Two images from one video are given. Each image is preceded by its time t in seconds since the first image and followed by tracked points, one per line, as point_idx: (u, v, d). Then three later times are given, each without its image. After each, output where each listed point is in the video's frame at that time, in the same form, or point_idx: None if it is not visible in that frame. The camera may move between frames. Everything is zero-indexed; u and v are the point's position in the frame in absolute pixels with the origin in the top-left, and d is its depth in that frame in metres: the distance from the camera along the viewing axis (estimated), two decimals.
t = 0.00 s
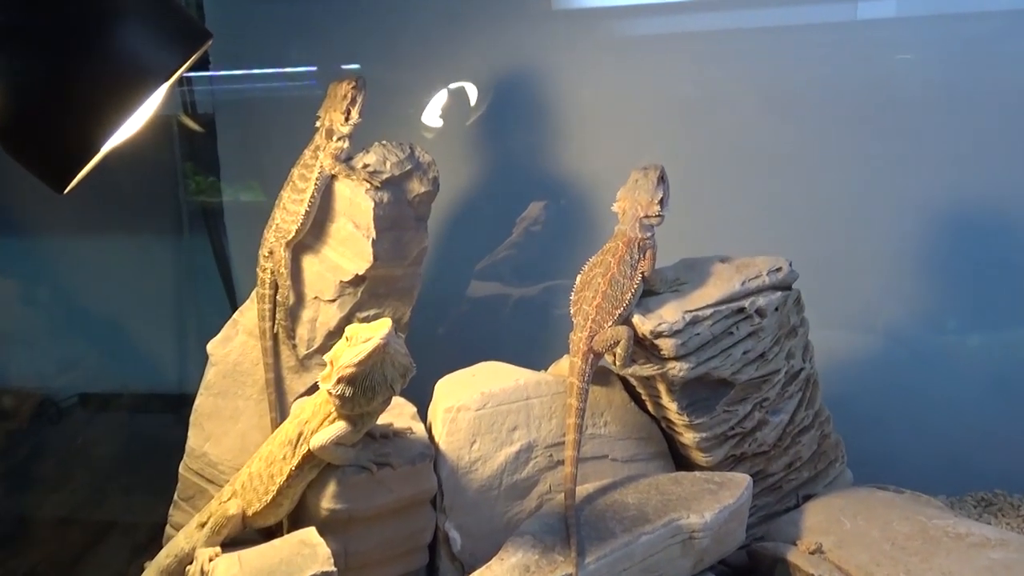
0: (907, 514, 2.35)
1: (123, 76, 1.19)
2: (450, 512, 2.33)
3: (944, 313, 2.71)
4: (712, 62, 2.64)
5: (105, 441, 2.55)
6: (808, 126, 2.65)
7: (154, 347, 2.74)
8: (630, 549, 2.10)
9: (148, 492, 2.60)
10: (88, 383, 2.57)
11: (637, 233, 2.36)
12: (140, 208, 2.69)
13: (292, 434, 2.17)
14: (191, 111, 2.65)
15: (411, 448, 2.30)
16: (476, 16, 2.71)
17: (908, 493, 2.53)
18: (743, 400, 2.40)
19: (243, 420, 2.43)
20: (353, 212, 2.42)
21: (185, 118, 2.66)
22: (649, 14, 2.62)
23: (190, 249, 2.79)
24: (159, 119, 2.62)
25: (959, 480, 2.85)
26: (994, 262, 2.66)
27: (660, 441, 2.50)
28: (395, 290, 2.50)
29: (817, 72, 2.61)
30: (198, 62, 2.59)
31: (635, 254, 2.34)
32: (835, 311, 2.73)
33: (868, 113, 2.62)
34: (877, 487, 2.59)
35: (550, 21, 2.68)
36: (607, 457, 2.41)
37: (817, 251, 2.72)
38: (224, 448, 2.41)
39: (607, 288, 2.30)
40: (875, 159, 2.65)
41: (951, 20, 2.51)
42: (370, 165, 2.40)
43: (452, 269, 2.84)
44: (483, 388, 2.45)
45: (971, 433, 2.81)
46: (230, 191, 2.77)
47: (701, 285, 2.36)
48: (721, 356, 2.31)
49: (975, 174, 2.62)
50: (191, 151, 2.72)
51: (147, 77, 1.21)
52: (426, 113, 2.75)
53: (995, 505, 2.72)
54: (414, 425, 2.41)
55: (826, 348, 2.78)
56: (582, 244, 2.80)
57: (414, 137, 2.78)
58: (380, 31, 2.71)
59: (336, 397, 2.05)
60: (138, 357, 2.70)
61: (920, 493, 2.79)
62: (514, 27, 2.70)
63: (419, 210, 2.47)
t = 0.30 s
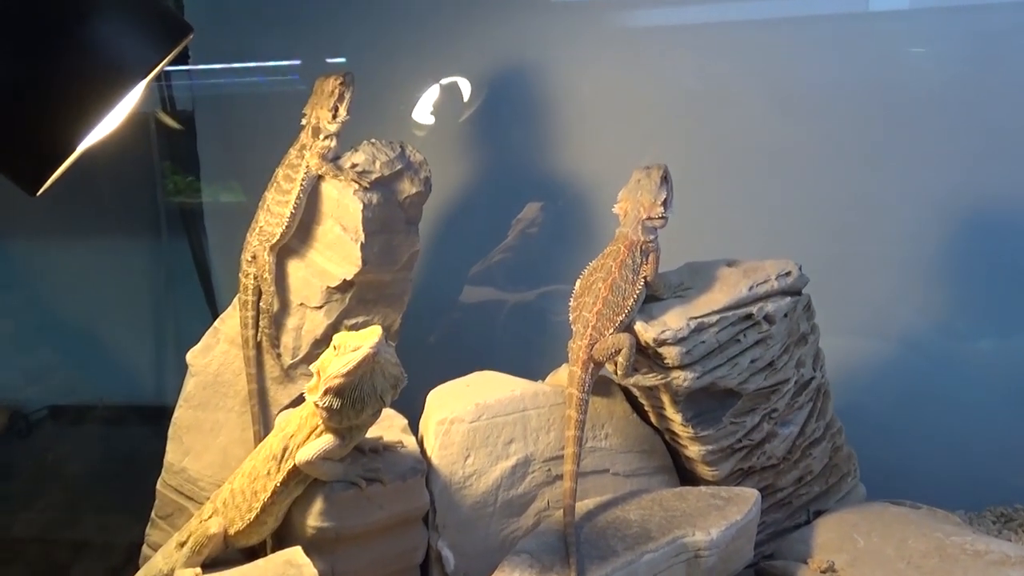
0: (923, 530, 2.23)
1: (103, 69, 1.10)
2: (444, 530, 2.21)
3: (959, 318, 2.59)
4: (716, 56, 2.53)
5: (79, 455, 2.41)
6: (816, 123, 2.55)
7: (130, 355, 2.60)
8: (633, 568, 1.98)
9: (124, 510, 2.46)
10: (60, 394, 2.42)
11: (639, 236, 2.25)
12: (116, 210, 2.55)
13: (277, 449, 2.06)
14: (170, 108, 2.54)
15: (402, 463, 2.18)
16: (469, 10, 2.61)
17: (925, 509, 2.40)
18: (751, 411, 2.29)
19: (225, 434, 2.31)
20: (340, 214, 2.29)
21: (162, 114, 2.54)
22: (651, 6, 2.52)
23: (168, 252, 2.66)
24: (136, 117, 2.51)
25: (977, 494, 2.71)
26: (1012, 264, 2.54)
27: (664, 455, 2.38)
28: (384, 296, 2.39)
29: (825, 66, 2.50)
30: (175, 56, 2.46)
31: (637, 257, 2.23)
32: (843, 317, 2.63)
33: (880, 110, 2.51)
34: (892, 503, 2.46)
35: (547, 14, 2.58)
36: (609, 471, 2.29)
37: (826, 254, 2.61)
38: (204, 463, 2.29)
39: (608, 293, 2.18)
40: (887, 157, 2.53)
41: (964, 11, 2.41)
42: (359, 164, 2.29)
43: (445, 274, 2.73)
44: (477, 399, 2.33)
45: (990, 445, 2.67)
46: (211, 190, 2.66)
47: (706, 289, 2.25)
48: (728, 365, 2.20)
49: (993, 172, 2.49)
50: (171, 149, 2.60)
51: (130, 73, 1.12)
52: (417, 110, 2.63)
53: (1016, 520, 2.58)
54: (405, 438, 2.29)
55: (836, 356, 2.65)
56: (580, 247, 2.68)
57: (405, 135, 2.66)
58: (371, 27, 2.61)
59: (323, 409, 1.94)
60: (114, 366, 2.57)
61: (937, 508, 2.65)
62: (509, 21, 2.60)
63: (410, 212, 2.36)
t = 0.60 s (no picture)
0: (942, 548, 2.11)
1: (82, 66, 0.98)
2: (437, 549, 2.08)
3: (976, 324, 2.48)
4: (721, 49, 2.42)
5: (52, 471, 2.28)
6: (826, 120, 2.43)
7: (107, 365, 2.48)
8: None
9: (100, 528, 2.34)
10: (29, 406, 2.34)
11: (642, 239, 2.13)
12: (93, 212, 2.43)
13: (261, 464, 1.94)
14: (146, 104, 2.41)
15: (393, 478, 2.05)
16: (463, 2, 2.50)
17: (943, 524, 2.29)
18: (760, 423, 2.17)
19: (205, 449, 2.18)
20: (327, 216, 2.18)
21: (138, 111, 2.40)
22: None
23: (145, 258, 2.52)
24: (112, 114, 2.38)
25: (995, 509, 2.60)
26: None
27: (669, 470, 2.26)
28: (374, 302, 2.28)
29: (835, 60, 2.40)
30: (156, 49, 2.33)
31: (640, 262, 2.11)
32: (855, 323, 2.51)
33: (893, 105, 2.40)
34: (908, 518, 2.35)
35: (545, 5, 2.48)
36: (610, 487, 2.17)
37: (837, 257, 2.49)
38: (183, 480, 2.16)
39: (609, 300, 2.07)
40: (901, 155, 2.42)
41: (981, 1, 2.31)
42: (347, 164, 2.18)
43: (438, 279, 2.61)
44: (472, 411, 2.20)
45: (1008, 457, 2.56)
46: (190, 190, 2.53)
47: (713, 295, 2.13)
48: (736, 374, 2.09)
49: (1011, 170, 2.38)
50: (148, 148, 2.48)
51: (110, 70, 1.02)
52: (408, 107, 2.51)
53: None
54: (395, 452, 2.16)
55: (847, 364, 2.54)
56: (580, 250, 2.57)
57: (395, 134, 2.54)
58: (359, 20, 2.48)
59: (309, 423, 1.82)
60: (90, 377, 2.45)
61: (954, 523, 2.53)
62: (505, 14, 2.49)
63: (401, 214, 2.25)
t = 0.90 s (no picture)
0: (962, 562, 2.01)
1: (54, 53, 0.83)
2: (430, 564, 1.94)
3: (994, 326, 2.37)
4: (729, 36, 2.31)
5: (23, 482, 2.17)
6: (839, 111, 2.32)
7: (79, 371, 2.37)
8: None
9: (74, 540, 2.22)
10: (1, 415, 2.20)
11: (646, 236, 2.02)
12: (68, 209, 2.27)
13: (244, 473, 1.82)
14: (122, 94, 2.26)
15: (384, 489, 1.92)
16: None
17: (961, 537, 2.18)
18: (770, 430, 2.06)
19: (184, 458, 2.08)
20: (313, 211, 2.06)
21: (114, 103, 2.25)
22: None
23: (120, 260, 2.41)
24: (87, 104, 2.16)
25: (1013, 519, 2.49)
26: None
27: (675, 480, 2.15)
28: (363, 303, 2.16)
29: (848, 48, 2.29)
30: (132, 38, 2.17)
31: (644, 260, 2.00)
32: (867, 325, 2.40)
33: (910, 96, 2.29)
34: (925, 530, 2.24)
35: None
36: (613, 497, 2.05)
37: (849, 256, 2.38)
38: (161, 490, 2.05)
39: (612, 300, 1.96)
40: (917, 148, 2.31)
41: None
42: (334, 157, 2.06)
43: (431, 279, 2.49)
44: (467, 417, 2.09)
45: None
46: (170, 186, 2.42)
47: (721, 295, 2.01)
48: (745, 379, 1.98)
49: None
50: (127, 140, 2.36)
51: (88, 56, 0.87)
52: (398, 97, 2.39)
53: None
54: (386, 461, 2.03)
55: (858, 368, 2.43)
56: (579, 248, 2.45)
57: (385, 126, 2.42)
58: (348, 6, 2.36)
59: (295, 430, 1.71)
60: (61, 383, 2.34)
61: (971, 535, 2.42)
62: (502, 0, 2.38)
63: (391, 210, 2.13)
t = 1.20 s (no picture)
0: None
1: None
2: None
3: (1012, 329, 2.27)
4: (736, 25, 2.22)
5: None
6: (850, 104, 2.22)
7: (48, 375, 2.29)
8: None
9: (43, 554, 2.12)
10: None
11: (648, 234, 1.92)
12: (34, 204, 2.20)
13: (223, 484, 1.70)
14: (97, 85, 2.13)
15: (371, 501, 1.80)
16: None
17: (979, 552, 2.07)
18: (778, 439, 1.96)
19: (161, 468, 1.96)
20: (297, 208, 1.95)
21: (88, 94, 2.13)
22: None
23: (93, 257, 2.32)
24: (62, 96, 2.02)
25: None
26: None
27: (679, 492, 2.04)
28: (350, 305, 2.06)
29: (860, 39, 2.20)
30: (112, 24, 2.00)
31: (646, 260, 1.90)
32: (878, 328, 2.30)
33: (925, 89, 2.19)
34: (941, 545, 2.13)
35: None
36: (613, 510, 1.94)
37: (859, 256, 2.28)
38: (136, 502, 1.94)
39: (612, 302, 1.85)
40: (932, 142, 2.21)
41: None
42: (320, 151, 1.96)
43: (421, 280, 2.39)
44: (459, 426, 1.98)
45: None
46: (148, 183, 2.31)
47: (726, 298, 1.90)
48: (752, 385, 1.88)
49: None
50: (104, 131, 2.25)
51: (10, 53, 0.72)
52: (387, 88, 2.28)
53: None
54: (374, 471, 1.92)
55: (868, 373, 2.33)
56: (577, 248, 2.35)
57: (374, 118, 2.31)
58: None
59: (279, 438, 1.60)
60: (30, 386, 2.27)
61: (988, 550, 2.31)
62: None
63: (380, 208, 2.03)
